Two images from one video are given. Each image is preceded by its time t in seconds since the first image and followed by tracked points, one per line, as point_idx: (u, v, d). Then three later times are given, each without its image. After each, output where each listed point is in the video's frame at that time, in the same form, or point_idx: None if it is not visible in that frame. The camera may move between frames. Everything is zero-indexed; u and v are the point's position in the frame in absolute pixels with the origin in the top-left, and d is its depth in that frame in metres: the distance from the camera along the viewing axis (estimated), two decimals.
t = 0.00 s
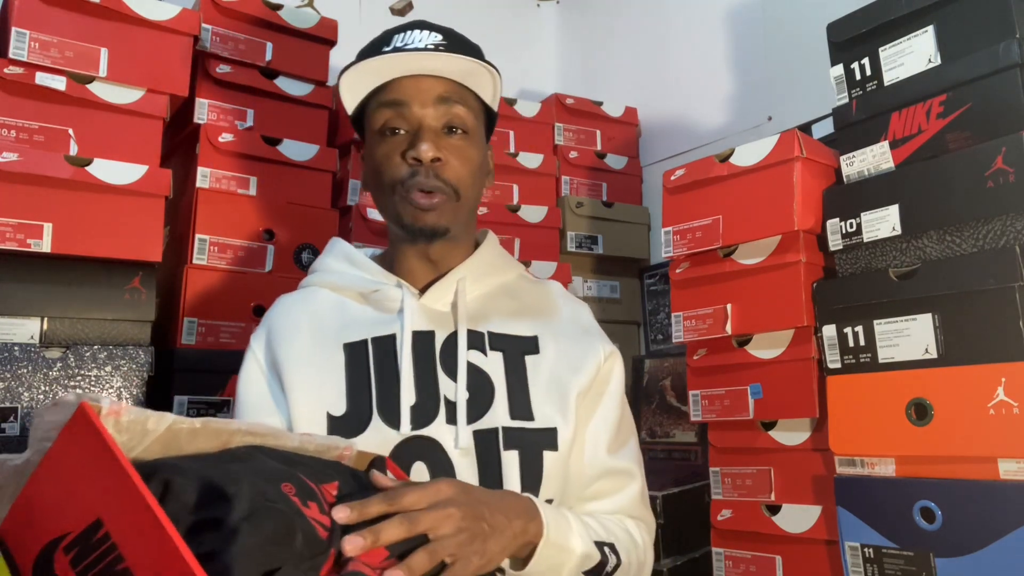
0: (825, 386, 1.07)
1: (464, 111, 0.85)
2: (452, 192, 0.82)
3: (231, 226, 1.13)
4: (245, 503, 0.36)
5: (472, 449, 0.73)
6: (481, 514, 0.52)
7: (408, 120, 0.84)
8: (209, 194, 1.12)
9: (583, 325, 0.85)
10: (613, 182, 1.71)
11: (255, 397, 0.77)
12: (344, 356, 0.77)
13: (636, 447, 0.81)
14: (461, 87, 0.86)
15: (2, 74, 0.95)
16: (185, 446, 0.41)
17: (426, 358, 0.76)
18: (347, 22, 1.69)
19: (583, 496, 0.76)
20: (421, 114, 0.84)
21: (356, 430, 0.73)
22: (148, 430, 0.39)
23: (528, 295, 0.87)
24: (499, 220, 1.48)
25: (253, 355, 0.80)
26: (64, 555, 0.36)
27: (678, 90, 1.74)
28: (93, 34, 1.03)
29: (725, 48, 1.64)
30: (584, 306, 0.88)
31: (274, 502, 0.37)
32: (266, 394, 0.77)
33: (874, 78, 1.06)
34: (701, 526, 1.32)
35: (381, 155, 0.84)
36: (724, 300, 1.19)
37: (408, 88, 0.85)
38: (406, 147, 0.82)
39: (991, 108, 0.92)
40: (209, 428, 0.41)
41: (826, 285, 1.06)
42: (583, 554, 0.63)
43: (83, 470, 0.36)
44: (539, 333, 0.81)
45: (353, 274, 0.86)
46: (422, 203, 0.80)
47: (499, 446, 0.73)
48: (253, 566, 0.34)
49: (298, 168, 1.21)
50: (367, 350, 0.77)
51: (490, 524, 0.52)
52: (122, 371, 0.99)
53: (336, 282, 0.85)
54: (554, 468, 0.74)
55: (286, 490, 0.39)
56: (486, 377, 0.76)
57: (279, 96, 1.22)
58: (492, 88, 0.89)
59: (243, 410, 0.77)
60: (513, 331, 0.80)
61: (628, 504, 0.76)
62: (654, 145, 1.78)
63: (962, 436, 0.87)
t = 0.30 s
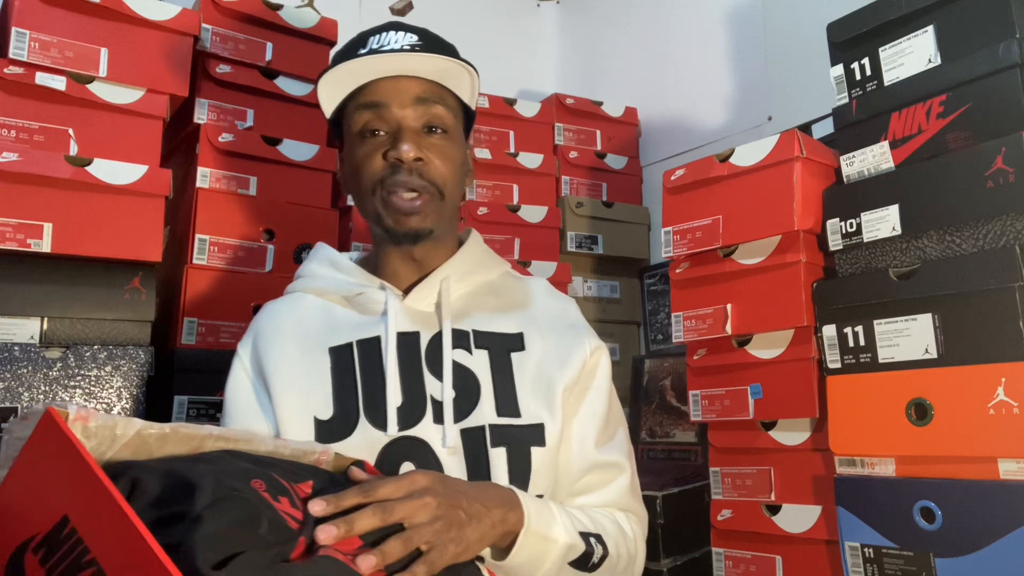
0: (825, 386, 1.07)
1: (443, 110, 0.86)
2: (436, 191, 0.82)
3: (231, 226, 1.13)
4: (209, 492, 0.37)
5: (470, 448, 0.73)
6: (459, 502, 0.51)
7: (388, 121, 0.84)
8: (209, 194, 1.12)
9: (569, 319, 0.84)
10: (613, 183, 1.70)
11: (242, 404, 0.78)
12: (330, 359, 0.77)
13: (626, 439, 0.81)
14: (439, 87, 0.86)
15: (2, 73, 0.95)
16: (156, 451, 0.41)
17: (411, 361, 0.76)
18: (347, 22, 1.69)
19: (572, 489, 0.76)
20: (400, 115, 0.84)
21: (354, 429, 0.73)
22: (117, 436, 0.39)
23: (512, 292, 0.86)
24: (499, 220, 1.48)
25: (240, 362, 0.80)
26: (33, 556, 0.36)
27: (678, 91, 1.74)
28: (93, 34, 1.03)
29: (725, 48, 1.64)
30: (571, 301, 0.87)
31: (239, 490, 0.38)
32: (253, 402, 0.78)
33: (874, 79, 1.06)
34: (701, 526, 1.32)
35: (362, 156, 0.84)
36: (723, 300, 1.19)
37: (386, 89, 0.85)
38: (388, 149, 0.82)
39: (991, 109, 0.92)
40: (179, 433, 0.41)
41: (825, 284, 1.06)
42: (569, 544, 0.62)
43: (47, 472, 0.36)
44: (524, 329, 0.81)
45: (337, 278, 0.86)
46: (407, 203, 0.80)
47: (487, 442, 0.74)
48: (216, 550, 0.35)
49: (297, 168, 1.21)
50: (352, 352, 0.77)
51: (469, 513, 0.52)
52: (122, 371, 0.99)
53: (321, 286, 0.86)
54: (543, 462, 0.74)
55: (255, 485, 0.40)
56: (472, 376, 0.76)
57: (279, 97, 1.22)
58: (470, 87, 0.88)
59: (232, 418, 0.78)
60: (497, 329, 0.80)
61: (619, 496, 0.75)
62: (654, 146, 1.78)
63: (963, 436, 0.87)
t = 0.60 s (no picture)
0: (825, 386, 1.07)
1: (421, 111, 0.85)
2: (417, 192, 0.82)
3: (231, 226, 1.13)
4: (172, 487, 0.36)
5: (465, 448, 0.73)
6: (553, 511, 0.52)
7: (366, 123, 0.84)
8: (209, 194, 1.12)
9: (555, 317, 0.84)
10: (613, 183, 1.70)
11: (230, 410, 0.78)
12: (317, 363, 0.77)
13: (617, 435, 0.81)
14: (417, 88, 0.86)
15: (2, 74, 0.95)
16: (131, 451, 0.41)
17: (396, 361, 0.77)
18: (347, 22, 1.70)
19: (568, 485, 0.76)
20: (378, 117, 0.84)
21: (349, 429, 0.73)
22: (90, 437, 0.39)
23: (498, 290, 0.86)
24: (499, 220, 1.48)
25: (226, 369, 0.81)
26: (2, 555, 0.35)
27: (678, 91, 1.74)
28: (93, 34, 1.03)
29: (725, 48, 1.64)
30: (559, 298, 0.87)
31: (203, 485, 0.37)
32: (239, 406, 0.79)
33: (874, 79, 1.06)
34: (701, 526, 1.32)
35: (341, 159, 0.83)
36: (724, 300, 1.19)
37: (363, 91, 0.84)
38: (367, 151, 0.82)
39: (991, 108, 0.92)
40: (154, 433, 0.42)
41: (825, 284, 1.06)
42: (607, 544, 0.62)
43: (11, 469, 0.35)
44: (511, 326, 0.80)
45: (321, 282, 0.86)
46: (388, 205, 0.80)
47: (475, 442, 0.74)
48: (176, 542, 0.33)
49: (297, 168, 1.21)
50: (337, 355, 0.77)
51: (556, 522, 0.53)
52: (122, 371, 0.99)
53: (305, 290, 0.85)
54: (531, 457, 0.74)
55: (228, 483, 0.39)
56: (458, 376, 0.76)
57: (279, 97, 1.22)
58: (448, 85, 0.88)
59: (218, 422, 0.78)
60: (484, 326, 0.80)
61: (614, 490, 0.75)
62: (654, 146, 1.78)
63: (962, 435, 0.87)
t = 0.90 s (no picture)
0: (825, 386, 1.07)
1: (406, 112, 0.84)
2: (404, 196, 0.81)
3: (231, 226, 1.13)
4: (138, 477, 0.36)
5: (463, 448, 0.73)
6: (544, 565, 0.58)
7: (351, 130, 0.83)
8: (208, 194, 1.12)
9: (551, 321, 0.84)
10: (613, 183, 1.70)
11: (226, 411, 0.78)
12: (315, 363, 0.77)
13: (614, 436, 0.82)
14: (401, 90, 0.84)
15: (2, 74, 0.95)
16: (118, 447, 0.41)
17: (396, 360, 0.77)
18: (347, 22, 1.70)
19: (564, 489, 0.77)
20: (362, 124, 0.83)
21: (349, 429, 0.73)
22: (74, 432, 0.39)
23: (498, 291, 0.85)
24: (499, 220, 1.48)
25: (224, 372, 0.80)
26: None
27: (678, 91, 1.74)
28: (93, 34, 1.03)
29: (725, 48, 1.64)
30: (556, 300, 0.87)
31: (170, 477, 0.37)
32: (236, 407, 0.78)
33: (874, 78, 1.06)
34: (701, 526, 1.32)
35: (329, 168, 0.83)
36: (724, 300, 1.19)
37: (347, 99, 0.83)
38: (351, 158, 0.81)
39: (991, 108, 0.92)
40: (142, 430, 0.42)
41: (826, 284, 1.06)
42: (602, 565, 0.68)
43: None
44: (510, 328, 0.80)
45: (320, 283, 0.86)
46: (375, 211, 0.80)
47: (474, 442, 0.73)
48: (133, 532, 0.33)
49: (297, 168, 1.21)
50: (337, 355, 0.77)
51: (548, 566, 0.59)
52: (122, 371, 0.99)
53: (303, 292, 0.85)
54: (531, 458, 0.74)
55: (206, 478, 0.39)
56: (459, 376, 0.76)
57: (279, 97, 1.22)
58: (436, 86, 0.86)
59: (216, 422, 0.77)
60: (483, 327, 0.80)
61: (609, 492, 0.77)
62: (654, 146, 1.78)
63: (962, 435, 0.87)
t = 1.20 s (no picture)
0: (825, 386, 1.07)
1: (381, 121, 0.79)
2: (386, 212, 0.78)
3: (231, 226, 1.13)
4: (132, 451, 0.36)
5: (463, 447, 0.73)
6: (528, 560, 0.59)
7: (328, 145, 0.79)
8: (209, 193, 1.12)
9: (556, 322, 0.84)
10: (613, 183, 1.70)
11: (234, 405, 0.78)
12: (321, 361, 0.78)
13: (620, 437, 0.81)
14: (374, 97, 0.78)
15: (2, 74, 0.95)
16: (123, 425, 0.41)
17: (400, 358, 0.77)
18: (347, 22, 1.70)
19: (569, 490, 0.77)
20: (337, 141, 0.79)
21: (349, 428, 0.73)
22: (80, 408, 0.39)
23: (503, 292, 0.85)
24: (499, 220, 1.48)
25: (234, 365, 0.81)
26: None
27: (678, 91, 1.74)
28: (93, 34, 1.03)
29: (725, 48, 1.64)
30: (562, 300, 0.87)
31: (166, 453, 0.37)
32: (243, 401, 0.79)
33: (874, 78, 1.06)
34: (701, 526, 1.32)
35: (315, 185, 0.81)
36: (724, 300, 1.19)
37: (322, 115, 0.79)
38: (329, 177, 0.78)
39: (991, 108, 0.92)
40: (147, 409, 0.42)
41: (826, 284, 1.06)
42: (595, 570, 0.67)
43: None
44: (514, 329, 0.80)
45: (327, 278, 0.85)
46: (358, 230, 0.77)
47: (474, 442, 0.73)
48: (122, 500, 0.32)
49: (297, 168, 1.21)
50: (342, 355, 0.78)
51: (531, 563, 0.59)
52: (122, 371, 0.99)
53: (312, 288, 0.85)
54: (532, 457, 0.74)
55: (205, 457, 0.39)
56: (460, 376, 0.76)
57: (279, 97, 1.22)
58: (423, 88, 0.83)
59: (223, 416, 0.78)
60: (487, 328, 0.80)
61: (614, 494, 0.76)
62: (654, 146, 1.78)
63: (962, 435, 0.87)
